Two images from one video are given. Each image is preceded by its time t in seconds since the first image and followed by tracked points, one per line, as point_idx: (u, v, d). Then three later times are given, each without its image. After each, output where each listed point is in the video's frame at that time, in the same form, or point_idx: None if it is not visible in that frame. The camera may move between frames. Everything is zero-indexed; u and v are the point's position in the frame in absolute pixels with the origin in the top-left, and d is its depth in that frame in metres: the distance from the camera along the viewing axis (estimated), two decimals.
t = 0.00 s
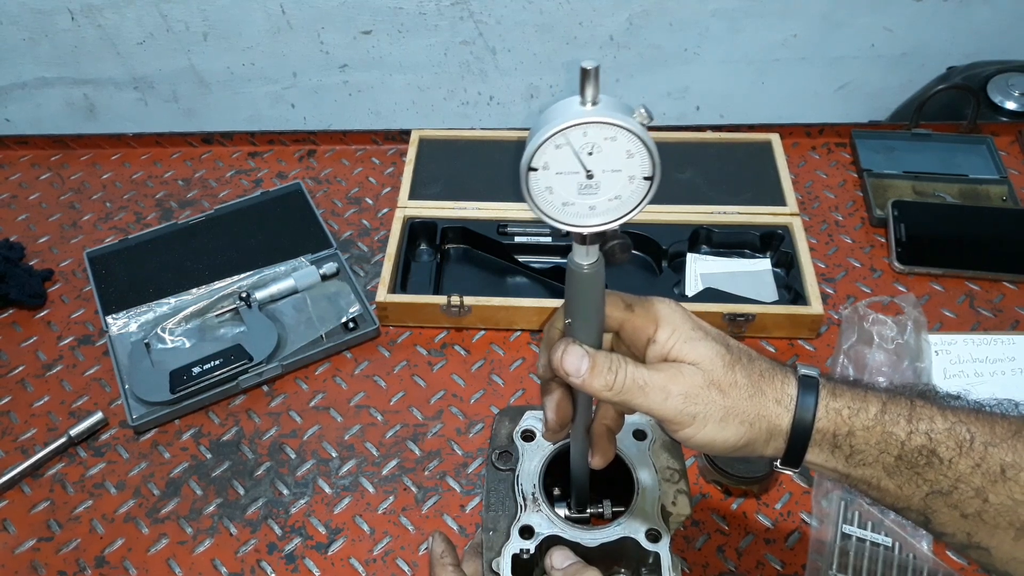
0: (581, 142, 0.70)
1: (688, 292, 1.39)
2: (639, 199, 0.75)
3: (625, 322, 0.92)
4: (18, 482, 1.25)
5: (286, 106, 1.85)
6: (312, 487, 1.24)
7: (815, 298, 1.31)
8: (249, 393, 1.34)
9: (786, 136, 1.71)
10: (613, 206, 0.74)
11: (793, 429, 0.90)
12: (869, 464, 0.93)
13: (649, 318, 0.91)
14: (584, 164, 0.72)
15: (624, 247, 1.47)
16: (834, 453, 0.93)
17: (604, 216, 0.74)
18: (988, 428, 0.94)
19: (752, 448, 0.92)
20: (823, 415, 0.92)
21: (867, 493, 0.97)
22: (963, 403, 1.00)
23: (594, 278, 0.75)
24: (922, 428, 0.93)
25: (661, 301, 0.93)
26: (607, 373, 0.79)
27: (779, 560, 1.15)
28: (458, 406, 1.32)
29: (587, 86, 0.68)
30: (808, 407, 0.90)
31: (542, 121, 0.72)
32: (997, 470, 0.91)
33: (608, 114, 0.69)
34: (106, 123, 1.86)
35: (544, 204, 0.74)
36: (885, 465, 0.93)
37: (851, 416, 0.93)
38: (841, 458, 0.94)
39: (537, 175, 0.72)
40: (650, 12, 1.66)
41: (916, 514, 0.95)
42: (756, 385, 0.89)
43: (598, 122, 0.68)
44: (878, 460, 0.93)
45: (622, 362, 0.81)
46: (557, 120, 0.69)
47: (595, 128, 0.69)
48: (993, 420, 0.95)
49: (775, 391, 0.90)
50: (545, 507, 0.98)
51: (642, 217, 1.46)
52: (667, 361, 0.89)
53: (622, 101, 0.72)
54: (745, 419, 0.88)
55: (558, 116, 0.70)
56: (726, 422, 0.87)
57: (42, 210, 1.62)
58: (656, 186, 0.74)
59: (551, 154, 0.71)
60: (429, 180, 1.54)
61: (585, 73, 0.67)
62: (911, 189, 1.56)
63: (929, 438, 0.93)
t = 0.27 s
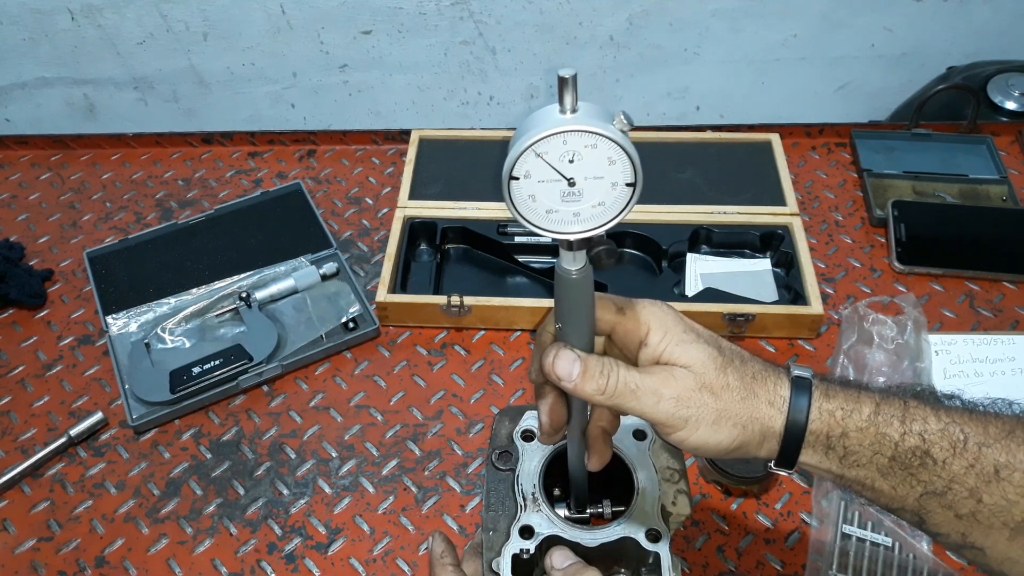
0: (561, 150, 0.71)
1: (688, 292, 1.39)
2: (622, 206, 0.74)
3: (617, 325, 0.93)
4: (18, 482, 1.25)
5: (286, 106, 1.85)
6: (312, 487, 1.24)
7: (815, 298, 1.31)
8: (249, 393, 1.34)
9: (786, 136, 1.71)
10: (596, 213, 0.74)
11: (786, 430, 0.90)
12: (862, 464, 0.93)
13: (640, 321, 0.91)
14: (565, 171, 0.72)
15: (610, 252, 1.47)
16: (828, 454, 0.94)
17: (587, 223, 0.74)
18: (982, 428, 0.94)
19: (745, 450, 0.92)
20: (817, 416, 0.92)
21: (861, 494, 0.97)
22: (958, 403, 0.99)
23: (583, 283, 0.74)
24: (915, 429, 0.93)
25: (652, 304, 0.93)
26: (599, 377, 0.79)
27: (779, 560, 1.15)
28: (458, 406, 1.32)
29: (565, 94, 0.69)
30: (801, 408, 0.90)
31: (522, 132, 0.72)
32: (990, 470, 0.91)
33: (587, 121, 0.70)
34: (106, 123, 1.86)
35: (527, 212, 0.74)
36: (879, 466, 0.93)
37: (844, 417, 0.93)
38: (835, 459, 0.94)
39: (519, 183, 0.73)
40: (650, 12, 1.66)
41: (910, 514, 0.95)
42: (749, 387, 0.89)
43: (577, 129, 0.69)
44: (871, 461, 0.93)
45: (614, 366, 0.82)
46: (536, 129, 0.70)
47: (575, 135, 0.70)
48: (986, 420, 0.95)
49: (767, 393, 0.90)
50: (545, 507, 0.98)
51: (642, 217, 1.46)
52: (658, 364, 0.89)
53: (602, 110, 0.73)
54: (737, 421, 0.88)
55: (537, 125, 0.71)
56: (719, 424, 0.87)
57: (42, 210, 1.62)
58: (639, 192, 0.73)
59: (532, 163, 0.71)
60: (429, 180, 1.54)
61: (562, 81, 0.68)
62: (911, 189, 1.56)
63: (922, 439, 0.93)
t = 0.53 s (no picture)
0: (572, 148, 0.71)
1: (688, 292, 1.39)
2: (631, 205, 0.74)
3: (622, 325, 0.92)
4: (18, 482, 1.25)
5: (286, 106, 1.85)
6: (312, 487, 1.24)
7: (815, 299, 1.31)
8: (249, 393, 1.34)
9: (786, 136, 1.71)
10: (606, 211, 0.73)
11: (791, 430, 0.90)
12: (867, 465, 0.93)
13: (645, 320, 0.91)
14: (576, 169, 0.72)
15: (619, 250, 1.48)
16: (832, 454, 0.93)
17: (596, 221, 0.73)
18: (986, 428, 0.94)
19: (749, 449, 0.92)
20: (821, 416, 0.92)
21: (865, 494, 0.97)
22: (961, 404, 1.00)
23: (590, 281, 0.75)
24: (919, 429, 0.93)
25: (657, 303, 0.92)
26: (604, 376, 0.79)
27: (779, 560, 1.15)
28: (458, 406, 1.32)
29: (577, 91, 0.69)
30: (806, 409, 0.90)
31: (533, 128, 0.72)
32: (995, 471, 0.91)
33: (599, 119, 0.70)
34: (106, 123, 1.86)
35: (537, 209, 0.74)
36: (883, 466, 0.93)
37: (849, 418, 0.93)
38: (839, 459, 0.93)
39: (529, 180, 0.73)
40: (650, 12, 1.66)
41: (914, 515, 0.95)
42: (754, 387, 0.89)
43: (588, 126, 0.69)
44: (876, 461, 0.93)
45: (619, 365, 0.81)
46: (547, 126, 0.70)
47: (586, 133, 0.70)
48: (990, 421, 0.95)
49: (772, 393, 0.90)
50: (545, 507, 0.98)
51: (642, 217, 1.46)
52: (663, 363, 0.89)
53: (613, 108, 0.73)
54: (742, 421, 0.88)
55: (548, 122, 0.71)
56: (724, 424, 0.87)
57: (42, 210, 1.62)
58: (648, 191, 0.73)
59: (542, 159, 0.71)
60: (429, 180, 1.54)
61: (574, 78, 0.68)
62: (911, 189, 1.56)
63: (927, 439, 0.93)
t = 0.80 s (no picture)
0: (589, 141, 0.71)
1: (688, 292, 1.39)
2: (646, 199, 0.75)
3: (629, 321, 0.93)
4: (18, 482, 1.25)
5: (286, 106, 1.85)
6: (312, 487, 1.24)
7: (815, 298, 1.31)
8: (249, 393, 1.34)
9: (786, 136, 1.71)
10: (621, 205, 0.74)
11: (797, 429, 0.90)
12: (872, 464, 0.93)
13: (653, 317, 0.91)
14: (592, 162, 0.72)
15: (632, 246, 1.36)
16: (837, 454, 0.93)
17: (611, 215, 0.74)
18: (992, 429, 0.94)
19: (756, 448, 0.92)
20: (827, 415, 0.92)
21: (870, 494, 0.97)
22: (966, 404, 1.00)
23: (601, 277, 0.74)
24: (925, 428, 0.93)
25: (665, 301, 0.93)
26: (612, 372, 0.79)
27: (779, 560, 1.15)
28: (458, 406, 1.32)
29: (596, 85, 0.68)
30: (812, 408, 0.90)
31: (551, 119, 0.72)
32: (1000, 471, 0.91)
33: (617, 112, 0.70)
34: (106, 123, 1.86)
35: (552, 203, 0.74)
36: (889, 466, 0.93)
37: (855, 417, 0.93)
38: (845, 458, 0.93)
39: (545, 173, 0.73)
40: (650, 12, 1.66)
41: (919, 515, 0.95)
42: (761, 385, 0.89)
43: (607, 120, 0.69)
44: (881, 461, 0.93)
45: (627, 362, 0.81)
46: (566, 119, 0.70)
47: (603, 126, 0.70)
48: (996, 421, 0.95)
49: (779, 391, 0.90)
50: (545, 507, 0.98)
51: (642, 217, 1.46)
52: (671, 360, 0.89)
53: (630, 101, 0.73)
54: (749, 419, 0.88)
55: (566, 115, 0.71)
56: (731, 422, 0.87)
57: (42, 210, 1.62)
58: (663, 185, 0.74)
59: (559, 153, 0.71)
60: (429, 180, 1.54)
61: (594, 71, 0.67)
62: (911, 189, 1.56)
63: (933, 439, 0.93)
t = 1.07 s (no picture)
0: (584, 141, 0.71)
1: (688, 292, 1.39)
2: (642, 199, 0.75)
3: (627, 322, 0.92)
4: (18, 482, 1.25)
5: (286, 106, 1.85)
6: (312, 487, 1.24)
7: (815, 299, 1.31)
8: (249, 393, 1.34)
9: (786, 136, 1.71)
10: (617, 205, 0.74)
11: (794, 429, 0.90)
12: (870, 464, 0.93)
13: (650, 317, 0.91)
14: (587, 162, 0.72)
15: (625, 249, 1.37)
16: (835, 453, 0.93)
17: (607, 215, 0.74)
18: (990, 428, 0.94)
19: (753, 448, 0.92)
20: (825, 415, 0.92)
21: (868, 493, 0.97)
22: (965, 403, 1.00)
23: (597, 277, 0.74)
24: (924, 428, 0.93)
25: (662, 301, 0.92)
26: (608, 373, 0.80)
27: (779, 560, 1.15)
28: (458, 406, 1.32)
29: (590, 85, 0.68)
30: (810, 407, 0.90)
31: (547, 119, 0.72)
32: (999, 470, 0.91)
33: (612, 112, 0.69)
34: (106, 123, 1.86)
35: (548, 203, 0.74)
36: (887, 466, 0.93)
37: (853, 417, 0.93)
38: (843, 458, 0.93)
39: (541, 173, 0.73)
40: (650, 12, 1.66)
41: (918, 514, 0.95)
42: (758, 385, 0.89)
43: (601, 120, 0.69)
44: (879, 461, 0.93)
45: (624, 362, 0.82)
46: (560, 119, 0.70)
47: (598, 126, 0.70)
48: (994, 420, 0.95)
49: (776, 391, 0.90)
50: (545, 507, 0.98)
51: (642, 217, 1.46)
52: (668, 361, 0.89)
53: (627, 100, 0.72)
54: (746, 419, 0.88)
55: (561, 115, 0.71)
56: (728, 422, 0.87)
57: (42, 210, 1.62)
58: (660, 185, 0.74)
59: (554, 153, 0.71)
60: (429, 180, 1.54)
61: (589, 70, 0.67)
62: (911, 189, 1.56)
63: (931, 439, 0.93)
